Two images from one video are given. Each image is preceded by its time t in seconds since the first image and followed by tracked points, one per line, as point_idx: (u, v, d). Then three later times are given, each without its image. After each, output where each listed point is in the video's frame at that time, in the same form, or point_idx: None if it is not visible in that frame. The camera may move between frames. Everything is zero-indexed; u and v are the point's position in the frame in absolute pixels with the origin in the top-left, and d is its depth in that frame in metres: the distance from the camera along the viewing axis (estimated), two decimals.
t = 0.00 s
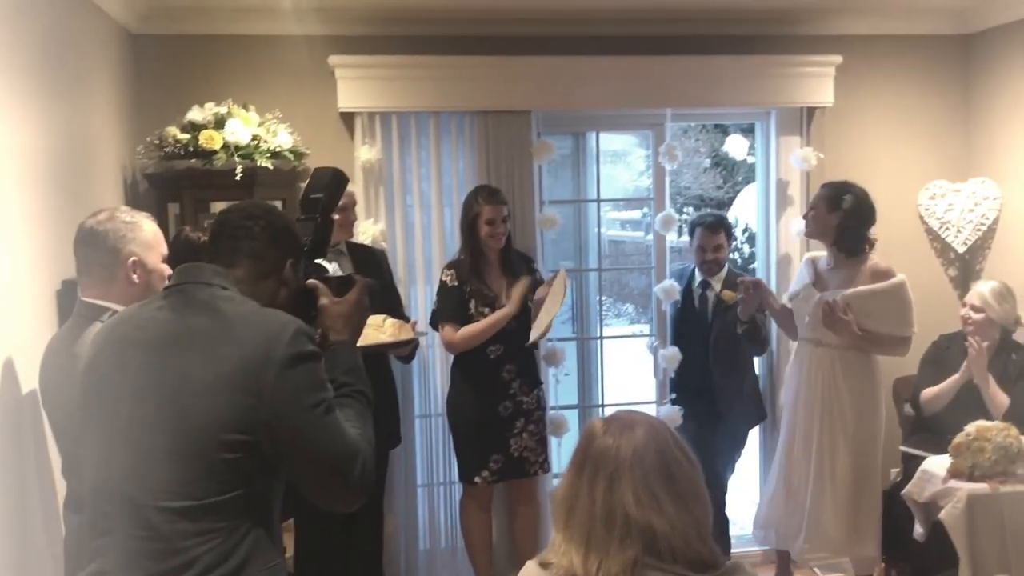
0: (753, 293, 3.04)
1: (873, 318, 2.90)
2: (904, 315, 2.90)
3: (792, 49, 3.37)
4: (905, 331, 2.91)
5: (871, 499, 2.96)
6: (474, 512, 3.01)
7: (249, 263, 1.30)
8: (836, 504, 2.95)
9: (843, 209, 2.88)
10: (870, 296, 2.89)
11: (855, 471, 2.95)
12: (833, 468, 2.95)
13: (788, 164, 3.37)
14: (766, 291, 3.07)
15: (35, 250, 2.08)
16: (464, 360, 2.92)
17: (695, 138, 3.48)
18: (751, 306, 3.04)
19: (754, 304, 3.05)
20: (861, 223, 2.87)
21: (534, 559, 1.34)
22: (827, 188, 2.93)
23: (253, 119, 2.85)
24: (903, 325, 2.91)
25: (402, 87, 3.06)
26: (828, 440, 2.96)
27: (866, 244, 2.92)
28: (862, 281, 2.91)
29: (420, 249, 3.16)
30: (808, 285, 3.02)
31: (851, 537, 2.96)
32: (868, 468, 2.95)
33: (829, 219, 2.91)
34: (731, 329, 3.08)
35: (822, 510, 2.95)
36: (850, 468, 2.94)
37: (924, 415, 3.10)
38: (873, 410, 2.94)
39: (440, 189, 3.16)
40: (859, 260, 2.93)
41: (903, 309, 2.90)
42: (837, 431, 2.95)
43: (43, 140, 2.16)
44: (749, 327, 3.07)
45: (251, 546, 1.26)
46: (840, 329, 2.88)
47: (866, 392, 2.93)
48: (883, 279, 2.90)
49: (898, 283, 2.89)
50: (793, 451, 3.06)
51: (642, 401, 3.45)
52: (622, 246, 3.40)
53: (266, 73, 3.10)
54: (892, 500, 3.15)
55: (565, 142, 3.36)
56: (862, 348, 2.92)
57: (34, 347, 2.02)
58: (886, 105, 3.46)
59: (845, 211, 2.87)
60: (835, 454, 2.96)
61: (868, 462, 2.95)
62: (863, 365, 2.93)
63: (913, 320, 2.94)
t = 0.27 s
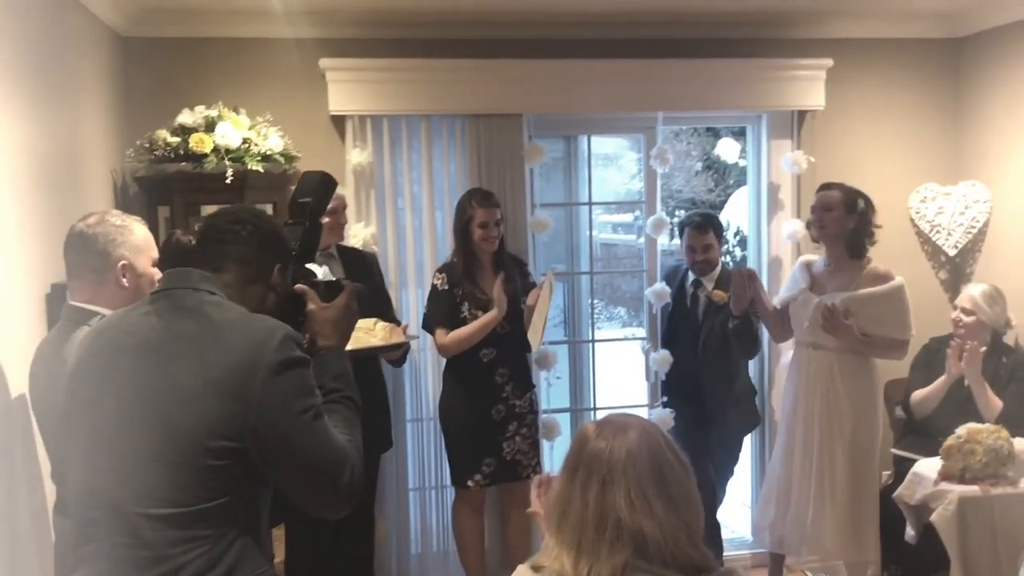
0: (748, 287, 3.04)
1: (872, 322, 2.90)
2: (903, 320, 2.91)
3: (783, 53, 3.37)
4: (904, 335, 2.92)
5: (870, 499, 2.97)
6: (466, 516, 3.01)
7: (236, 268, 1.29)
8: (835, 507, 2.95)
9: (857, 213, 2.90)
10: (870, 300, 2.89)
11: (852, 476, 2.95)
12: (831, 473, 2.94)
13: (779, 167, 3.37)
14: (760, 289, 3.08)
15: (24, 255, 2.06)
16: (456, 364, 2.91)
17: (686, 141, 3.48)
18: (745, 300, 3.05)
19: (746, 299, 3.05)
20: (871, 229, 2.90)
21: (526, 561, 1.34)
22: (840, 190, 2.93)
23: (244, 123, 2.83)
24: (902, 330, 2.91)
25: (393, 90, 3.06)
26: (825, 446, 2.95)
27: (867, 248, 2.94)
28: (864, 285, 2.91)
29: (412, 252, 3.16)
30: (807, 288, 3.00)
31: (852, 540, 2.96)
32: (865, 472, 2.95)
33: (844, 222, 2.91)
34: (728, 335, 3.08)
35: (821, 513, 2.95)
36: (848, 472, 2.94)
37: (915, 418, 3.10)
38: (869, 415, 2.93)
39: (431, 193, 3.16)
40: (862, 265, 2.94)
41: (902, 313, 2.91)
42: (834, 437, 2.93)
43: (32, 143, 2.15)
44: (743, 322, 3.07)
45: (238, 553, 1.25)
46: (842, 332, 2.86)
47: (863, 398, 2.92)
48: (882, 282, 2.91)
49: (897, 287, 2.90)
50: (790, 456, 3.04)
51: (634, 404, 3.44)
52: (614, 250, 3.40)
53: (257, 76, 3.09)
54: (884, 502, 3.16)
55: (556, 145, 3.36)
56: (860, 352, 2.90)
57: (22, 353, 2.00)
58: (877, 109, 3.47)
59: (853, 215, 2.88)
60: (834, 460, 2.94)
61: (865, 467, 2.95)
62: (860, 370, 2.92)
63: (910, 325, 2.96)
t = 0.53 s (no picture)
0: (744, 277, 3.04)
1: (872, 323, 2.90)
2: (903, 321, 2.87)
3: (777, 55, 3.38)
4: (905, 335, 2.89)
5: (870, 501, 2.94)
6: (462, 516, 3.01)
7: (229, 270, 1.29)
8: (834, 508, 2.93)
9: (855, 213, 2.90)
10: (871, 301, 2.87)
11: (851, 477, 2.93)
12: (829, 473, 2.93)
13: (774, 168, 3.37)
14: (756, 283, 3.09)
15: (19, 256, 2.06)
16: (452, 365, 2.91)
17: (681, 143, 3.49)
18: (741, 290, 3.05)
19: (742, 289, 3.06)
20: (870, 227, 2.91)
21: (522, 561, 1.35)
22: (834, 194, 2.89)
23: (239, 124, 2.83)
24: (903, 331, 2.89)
25: (388, 92, 3.06)
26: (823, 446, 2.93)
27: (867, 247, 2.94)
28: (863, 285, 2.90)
29: (407, 254, 3.16)
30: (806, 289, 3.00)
31: (851, 544, 2.94)
32: (864, 473, 2.93)
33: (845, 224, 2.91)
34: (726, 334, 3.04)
35: (821, 514, 2.94)
36: (845, 473, 2.93)
37: (909, 419, 3.11)
38: (868, 415, 2.92)
39: (427, 194, 3.16)
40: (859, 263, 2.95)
41: (902, 313, 2.89)
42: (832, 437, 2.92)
43: (27, 144, 2.15)
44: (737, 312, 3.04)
45: (232, 555, 1.25)
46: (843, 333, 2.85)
47: (862, 397, 2.90)
48: (882, 284, 2.89)
49: (898, 288, 2.87)
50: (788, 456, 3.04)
51: (629, 405, 3.45)
52: (609, 251, 3.41)
53: (252, 78, 3.10)
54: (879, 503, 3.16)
55: (552, 146, 3.37)
56: (860, 353, 2.89)
57: (16, 354, 2.00)
58: (871, 110, 3.48)
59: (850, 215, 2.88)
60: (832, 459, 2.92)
61: (864, 467, 2.93)
62: (860, 371, 2.91)
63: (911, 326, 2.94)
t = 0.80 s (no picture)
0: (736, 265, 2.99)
1: (873, 324, 2.81)
2: (902, 323, 2.80)
3: (771, 57, 3.39)
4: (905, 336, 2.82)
5: (868, 500, 2.86)
6: (456, 518, 3.00)
7: (219, 273, 1.29)
8: (831, 506, 2.86)
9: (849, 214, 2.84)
10: (873, 302, 2.78)
11: (849, 474, 2.85)
12: (828, 470, 2.84)
13: (767, 169, 3.38)
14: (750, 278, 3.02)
15: (10, 257, 2.05)
16: (446, 367, 2.91)
17: (675, 144, 3.49)
18: (733, 274, 3.00)
19: (734, 272, 3.01)
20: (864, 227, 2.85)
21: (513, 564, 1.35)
22: (828, 197, 2.82)
23: (232, 126, 2.83)
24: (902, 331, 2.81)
25: (381, 93, 3.06)
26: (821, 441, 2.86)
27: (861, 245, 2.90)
28: (863, 286, 2.81)
29: (400, 255, 3.15)
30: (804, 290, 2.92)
31: (851, 542, 2.87)
32: (862, 469, 2.86)
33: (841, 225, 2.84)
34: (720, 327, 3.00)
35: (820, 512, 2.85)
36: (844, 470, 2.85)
37: (903, 420, 3.11)
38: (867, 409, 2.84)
39: (420, 195, 3.15)
40: (854, 262, 2.88)
41: (902, 314, 2.80)
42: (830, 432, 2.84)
43: (19, 145, 2.13)
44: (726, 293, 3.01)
45: (223, 559, 1.24)
46: (845, 336, 2.76)
47: (860, 391, 2.83)
48: (882, 285, 2.80)
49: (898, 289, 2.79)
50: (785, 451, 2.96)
51: (623, 406, 3.46)
52: (603, 252, 3.41)
53: (245, 79, 3.09)
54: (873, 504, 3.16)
55: (545, 148, 3.36)
56: (860, 354, 2.81)
57: (8, 356, 1.99)
58: (864, 112, 3.49)
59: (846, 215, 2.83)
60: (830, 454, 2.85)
61: (862, 462, 2.86)
62: (860, 373, 2.83)
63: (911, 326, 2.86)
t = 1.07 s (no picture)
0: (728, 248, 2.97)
1: (874, 324, 2.73)
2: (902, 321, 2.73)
3: (765, 57, 3.39)
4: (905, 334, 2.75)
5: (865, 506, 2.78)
6: (450, 517, 2.99)
7: (209, 274, 1.28)
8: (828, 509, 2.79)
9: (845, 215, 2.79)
10: (874, 301, 2.71)
11: (847, 473, 2.78)
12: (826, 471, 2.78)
13: (761, 169, 3.37)
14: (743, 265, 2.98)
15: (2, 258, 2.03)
16: (441, 368, 2.91)
17: (669, 145, 3.49)
18: (718, 254, 3.00)
19: (721, 253, 3.00)
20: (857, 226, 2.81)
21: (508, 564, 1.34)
22: (822, 199, 2.77)
23: (226, 125, 2.81)
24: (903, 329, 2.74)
25: (375, 92, 3.05)
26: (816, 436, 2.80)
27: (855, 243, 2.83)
28: (862, 285, 2.75)
29: (394, 255, 3.15)
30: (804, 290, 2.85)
31: (850, 542, 2.78)
32: (860, 469, 2.79)
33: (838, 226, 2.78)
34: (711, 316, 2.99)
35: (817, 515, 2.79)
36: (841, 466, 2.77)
37: (897, 420, 3.11)
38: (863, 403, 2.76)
39: (414, 195, 3.15)
40: (848, 261, 2.82)
41: (903, 312, 2.73)
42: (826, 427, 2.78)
43: (10, 145, 2.12)
44: (718, 271, 3.00)
45: (214, 560, 1.24)
46: (847, 336, 2.70)
47: (857, 385, 2.76)
48: (880, 283, 2.74)
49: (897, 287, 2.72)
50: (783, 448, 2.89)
51: (617, 406, 3.46)
52: (597, 252, 3.41)
53: (239, 79, 3.08)
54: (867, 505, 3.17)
55: (540, 148, 3.36)
56: (860, 353, 2.75)
57: None
58: (858, 112, 3.49)
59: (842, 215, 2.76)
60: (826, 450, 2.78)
61: (859, 460, 2.78)
62: (860, 372, 2.76)
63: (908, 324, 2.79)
